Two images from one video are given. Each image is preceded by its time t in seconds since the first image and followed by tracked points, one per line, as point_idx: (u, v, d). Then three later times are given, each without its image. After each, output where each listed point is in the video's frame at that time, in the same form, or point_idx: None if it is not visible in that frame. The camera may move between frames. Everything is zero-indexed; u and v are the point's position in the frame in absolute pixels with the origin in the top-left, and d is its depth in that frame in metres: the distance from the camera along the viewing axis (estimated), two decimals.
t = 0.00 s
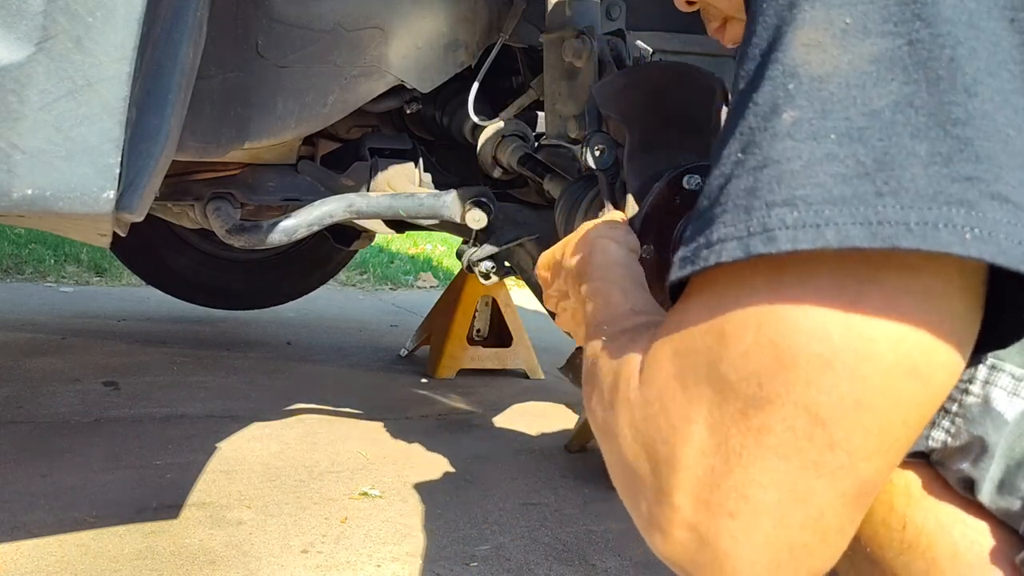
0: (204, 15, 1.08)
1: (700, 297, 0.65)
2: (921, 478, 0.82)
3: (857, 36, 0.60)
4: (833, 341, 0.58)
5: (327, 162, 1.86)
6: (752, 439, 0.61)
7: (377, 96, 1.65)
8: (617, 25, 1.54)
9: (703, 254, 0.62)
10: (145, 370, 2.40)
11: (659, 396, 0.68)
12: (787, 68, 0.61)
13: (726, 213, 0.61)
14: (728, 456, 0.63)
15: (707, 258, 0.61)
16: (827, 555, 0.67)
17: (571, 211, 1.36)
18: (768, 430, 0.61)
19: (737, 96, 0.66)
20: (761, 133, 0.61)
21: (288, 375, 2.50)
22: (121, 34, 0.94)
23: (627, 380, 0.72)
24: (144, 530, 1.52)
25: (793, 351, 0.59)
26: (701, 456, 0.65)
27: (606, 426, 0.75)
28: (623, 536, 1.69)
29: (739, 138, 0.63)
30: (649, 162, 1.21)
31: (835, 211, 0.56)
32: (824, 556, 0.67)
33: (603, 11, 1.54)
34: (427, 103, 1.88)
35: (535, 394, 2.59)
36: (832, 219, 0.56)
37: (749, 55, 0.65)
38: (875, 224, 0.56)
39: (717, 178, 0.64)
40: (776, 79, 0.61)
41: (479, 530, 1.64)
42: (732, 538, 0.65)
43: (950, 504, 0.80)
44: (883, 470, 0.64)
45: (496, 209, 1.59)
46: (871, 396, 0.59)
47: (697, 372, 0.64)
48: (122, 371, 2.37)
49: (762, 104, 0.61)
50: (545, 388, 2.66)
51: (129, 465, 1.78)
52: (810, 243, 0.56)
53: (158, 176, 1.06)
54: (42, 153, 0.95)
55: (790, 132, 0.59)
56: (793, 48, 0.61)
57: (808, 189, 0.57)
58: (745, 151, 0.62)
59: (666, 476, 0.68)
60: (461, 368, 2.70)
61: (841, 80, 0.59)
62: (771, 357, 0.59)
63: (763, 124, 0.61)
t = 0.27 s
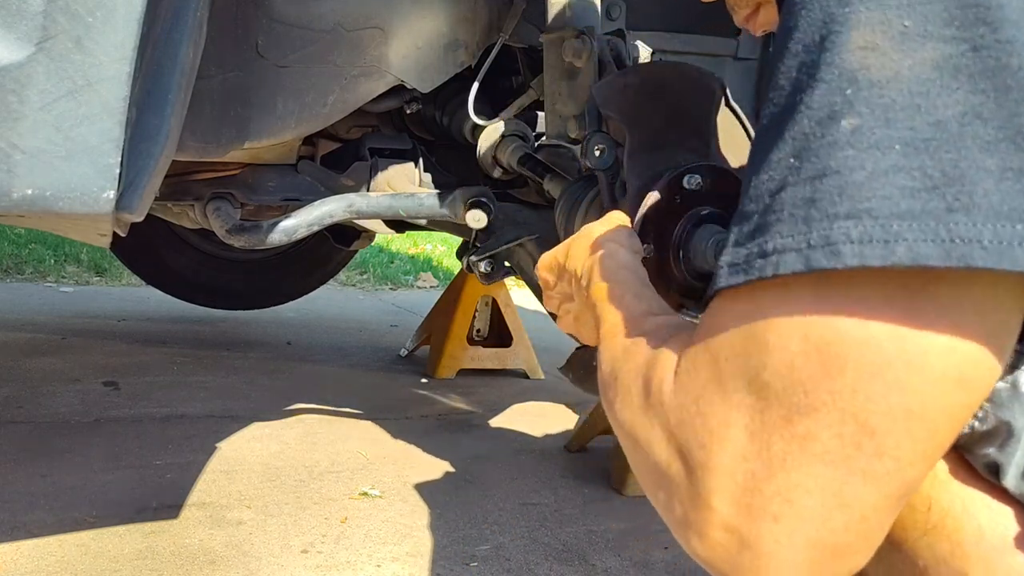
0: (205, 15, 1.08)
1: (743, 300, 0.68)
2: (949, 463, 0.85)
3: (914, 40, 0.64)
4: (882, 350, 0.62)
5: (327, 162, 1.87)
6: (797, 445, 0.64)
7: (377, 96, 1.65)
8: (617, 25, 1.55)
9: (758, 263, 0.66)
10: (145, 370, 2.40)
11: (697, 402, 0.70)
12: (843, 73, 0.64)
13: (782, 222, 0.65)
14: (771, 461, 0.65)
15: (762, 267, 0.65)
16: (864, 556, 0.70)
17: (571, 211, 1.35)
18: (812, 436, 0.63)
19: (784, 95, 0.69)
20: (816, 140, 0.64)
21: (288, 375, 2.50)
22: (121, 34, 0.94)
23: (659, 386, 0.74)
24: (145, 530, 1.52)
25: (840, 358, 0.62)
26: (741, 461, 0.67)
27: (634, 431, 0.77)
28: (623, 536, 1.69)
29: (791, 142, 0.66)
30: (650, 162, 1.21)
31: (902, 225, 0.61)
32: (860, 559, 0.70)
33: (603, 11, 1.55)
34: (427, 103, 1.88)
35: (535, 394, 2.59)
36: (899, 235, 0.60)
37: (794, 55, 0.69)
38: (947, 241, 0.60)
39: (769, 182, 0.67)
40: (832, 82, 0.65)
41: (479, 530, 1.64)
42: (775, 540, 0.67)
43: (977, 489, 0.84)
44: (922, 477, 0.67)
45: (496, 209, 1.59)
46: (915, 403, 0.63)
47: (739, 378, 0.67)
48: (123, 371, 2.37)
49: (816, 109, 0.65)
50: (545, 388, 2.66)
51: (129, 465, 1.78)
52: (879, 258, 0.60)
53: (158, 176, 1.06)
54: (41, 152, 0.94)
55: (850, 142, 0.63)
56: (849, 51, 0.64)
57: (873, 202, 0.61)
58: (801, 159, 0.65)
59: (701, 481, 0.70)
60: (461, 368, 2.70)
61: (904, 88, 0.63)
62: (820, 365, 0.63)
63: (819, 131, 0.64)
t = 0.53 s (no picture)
0: (205, 15, 1.08)
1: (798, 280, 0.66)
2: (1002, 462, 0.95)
3: (1011, 10, 0.60)
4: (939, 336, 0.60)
5: (327, 162, 1.87)
6: (838, 430, 0.61)
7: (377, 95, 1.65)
8: (617, 24, 1.56)
9: (829, 245, 0.62)
10: (145, 370, 2.40)
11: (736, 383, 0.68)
12: (933, 44, 0.60)
13: (859, 204, 0.61)
14: (810, 445, 0.63)
15: (834, 250, 0.62)
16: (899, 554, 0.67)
17: (572, 212, 1.36)
18: (854, 422, 0.61)
19: (858, 66, 0.65)
20: (900, 117, 0.60)
21: (288, 375, 2.50)
22: (121, 34, 0.95)
23: (697, 369, 0.72)
24: (145, 530, 1.52)
25: (888, 342, 0.60)
26: (777, 444, 0.64)
27: (661, 413, 0.75)
28: (623, 536, 1.69)
29: (871, 115, 0.62)
30: (649, 163, 1.22)
31: (992, 209, 0.56)
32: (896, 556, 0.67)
33: (602, 10, 1.56)
34: (427, 104, 1.88)
35: (535, 394, 2.59)
36: (988, 219, 0.56)
37: (872, 19, 0.64)
38: None
39: (842, 158, 0.63)
40: (920, 55, 0.60)
41: (479, 530, 1.64)
42: (807, 529, 0.64)
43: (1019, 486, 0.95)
44: (968, 476, 0.64)
45: (496, 209, 1.59)
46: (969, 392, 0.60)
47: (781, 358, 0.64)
48: (123, 371, 2.37)
49: (902, 83, 0.61)
50: (545, 388, 2.66)
51: (129, 465, 1.78)
52: (963, 244, 0.56)
53: (158, 176, 1.06)
54: (41, 152, 0.95)
55: (938, 119, 0.59)
56: (942, 20, 0.60)
57: (962, 185, 0.57)
58: (881, 135, 0.61)
59: (732, 462, 0.67)
60: (461, 368, 2.70)
61: (997, 60, 0.59)
62: (867, 349, 0.60)
63: (904, 106, 0.60)
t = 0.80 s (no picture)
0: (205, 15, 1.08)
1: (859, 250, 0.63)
2: None
3: None
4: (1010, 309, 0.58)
5: (328, 162, 1.87)
6: (900, 403, 0.59)
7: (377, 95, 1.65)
8: (618, 24, 1.56)
9: (881, 201, 0.61)
10: (145, 370, 2.40)
11: (784, 356, 0.65)
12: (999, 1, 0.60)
13: (914, 159, 0.60)
14: (867, 418, 0.60)
15: (886, 206, 0.61)
16: (934, 533, 0.65)
17: (572, 212, 1.36)
18: (918, 395, 0.59)
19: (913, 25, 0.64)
20: (962, 72, 0.60)
21: (288, 375, 2.50)
22: (121, 34, 0.95)
23: (737, 345, 0.70)
24: (145, 530, 1.52)
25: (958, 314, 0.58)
26: (827, 417, 0.61)
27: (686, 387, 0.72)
28: (623, 536, 1.69)
29: (928, 72, 0.62)
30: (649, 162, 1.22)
31: None
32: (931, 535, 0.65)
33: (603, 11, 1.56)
34: (427, 104, 1.88)
35: (535, 394, 2.59)
36: None
37: None
38: None
39: (895, 116, 0.63)
40: (985, 12, 0.60)
41: (479, 530, 1.64)
42: (851, 504, 0.62)
43: None
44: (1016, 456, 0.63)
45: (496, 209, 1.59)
46: None
47: (838, 331, 0.62)
48: (123, 371, 2.37)
49: (964, 39, 0.60)
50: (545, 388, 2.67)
51: (129, 465, 1.78)
52: None
53: (158, 176, 1.06)
54: (41, 152, 0.95)
55: (1004, 75, 0.58)
56: None
57: None
58: (939, 90, 0.61)
59: (776, 436, 0.64)
60: (461, 368, 2.70)
61: None
62: (940, 322, 0.58)
63: (967, 62, 0.60)
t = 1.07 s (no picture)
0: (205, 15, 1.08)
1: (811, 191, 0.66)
2: None
3: None
4: (944, 241, 0.59)
5: (328, 162, 1.87)
6: (828, 330, 0.61)
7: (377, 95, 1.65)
8: (618, 24, 1.56)
9: (851, 157, 0.63)
10: (145, 370, 2.40)
11: (730, 292, 0.68)
12: None
13: (893, 123, 0.63)
14: (797, 345, 0.62)
15: (856, 162, 0.63)
16: (868, 476, 0.66)
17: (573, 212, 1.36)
18: (847, 323, 0.61)
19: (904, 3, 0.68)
20: (947, 43, 0.63)
21: (287, 375, 2.50)
22: (121, 34, 0.95)
23: (692, 287, 0.73)
24: (145, 530, 1.52)
25: (891, 244, 0.60)
26: (761, 348, 0.64)
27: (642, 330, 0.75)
28: (623, 536, 1.69)
29: (914, 45, 0.65)
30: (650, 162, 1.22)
31: None
32: (864, 478, 0.66)
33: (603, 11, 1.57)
34: (427, 104, 1.88)
35: (535, 394, 2.59)
36: None
37: None
38: None
39: (880, 83, 0.66)
40: None
41: (479, 530, 1.64)
42: (774, 434, 0.64)
43: None
44: (955, 398, 0.63)
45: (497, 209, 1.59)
46: (968, 300, 0.59)
47: (778, 263, 0.65)
48: (123, 371, 2.37)
49: (951, 14, 0.64)
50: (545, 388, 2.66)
51: (129, 465, 1.78)
52: (1007, 168, 0.58)
53: (159, 176, 1.06)
54: (41, 152, 0.94)
55: (987, 50, 0.62)
56: None
57: (1007, 112, 0.60)
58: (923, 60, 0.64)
59: (714, 369, 0.67)
60: (461, 368, 2.70)
61: None
62: (873, 248, 0.60)
63: (952, 36, 0.63)
